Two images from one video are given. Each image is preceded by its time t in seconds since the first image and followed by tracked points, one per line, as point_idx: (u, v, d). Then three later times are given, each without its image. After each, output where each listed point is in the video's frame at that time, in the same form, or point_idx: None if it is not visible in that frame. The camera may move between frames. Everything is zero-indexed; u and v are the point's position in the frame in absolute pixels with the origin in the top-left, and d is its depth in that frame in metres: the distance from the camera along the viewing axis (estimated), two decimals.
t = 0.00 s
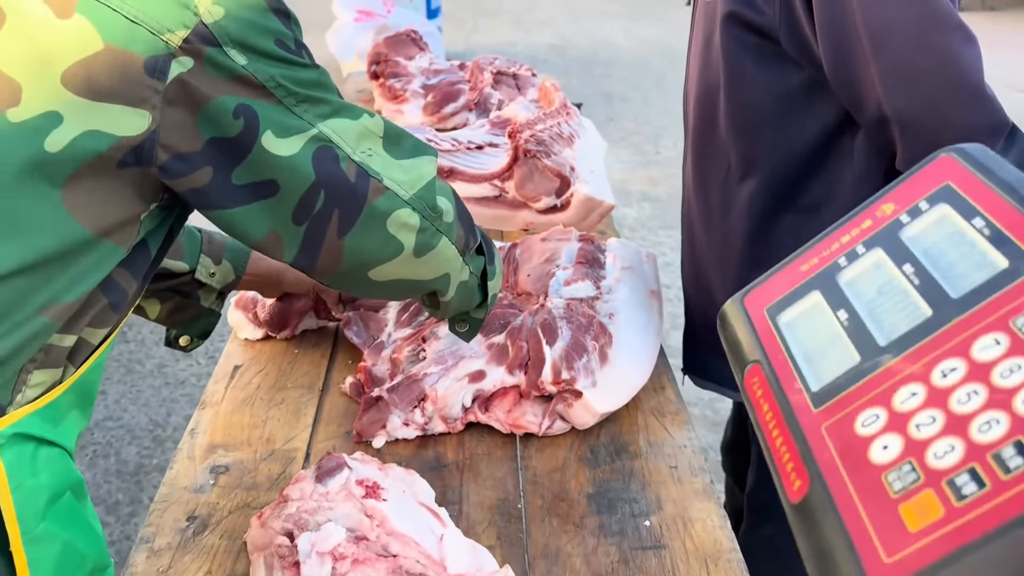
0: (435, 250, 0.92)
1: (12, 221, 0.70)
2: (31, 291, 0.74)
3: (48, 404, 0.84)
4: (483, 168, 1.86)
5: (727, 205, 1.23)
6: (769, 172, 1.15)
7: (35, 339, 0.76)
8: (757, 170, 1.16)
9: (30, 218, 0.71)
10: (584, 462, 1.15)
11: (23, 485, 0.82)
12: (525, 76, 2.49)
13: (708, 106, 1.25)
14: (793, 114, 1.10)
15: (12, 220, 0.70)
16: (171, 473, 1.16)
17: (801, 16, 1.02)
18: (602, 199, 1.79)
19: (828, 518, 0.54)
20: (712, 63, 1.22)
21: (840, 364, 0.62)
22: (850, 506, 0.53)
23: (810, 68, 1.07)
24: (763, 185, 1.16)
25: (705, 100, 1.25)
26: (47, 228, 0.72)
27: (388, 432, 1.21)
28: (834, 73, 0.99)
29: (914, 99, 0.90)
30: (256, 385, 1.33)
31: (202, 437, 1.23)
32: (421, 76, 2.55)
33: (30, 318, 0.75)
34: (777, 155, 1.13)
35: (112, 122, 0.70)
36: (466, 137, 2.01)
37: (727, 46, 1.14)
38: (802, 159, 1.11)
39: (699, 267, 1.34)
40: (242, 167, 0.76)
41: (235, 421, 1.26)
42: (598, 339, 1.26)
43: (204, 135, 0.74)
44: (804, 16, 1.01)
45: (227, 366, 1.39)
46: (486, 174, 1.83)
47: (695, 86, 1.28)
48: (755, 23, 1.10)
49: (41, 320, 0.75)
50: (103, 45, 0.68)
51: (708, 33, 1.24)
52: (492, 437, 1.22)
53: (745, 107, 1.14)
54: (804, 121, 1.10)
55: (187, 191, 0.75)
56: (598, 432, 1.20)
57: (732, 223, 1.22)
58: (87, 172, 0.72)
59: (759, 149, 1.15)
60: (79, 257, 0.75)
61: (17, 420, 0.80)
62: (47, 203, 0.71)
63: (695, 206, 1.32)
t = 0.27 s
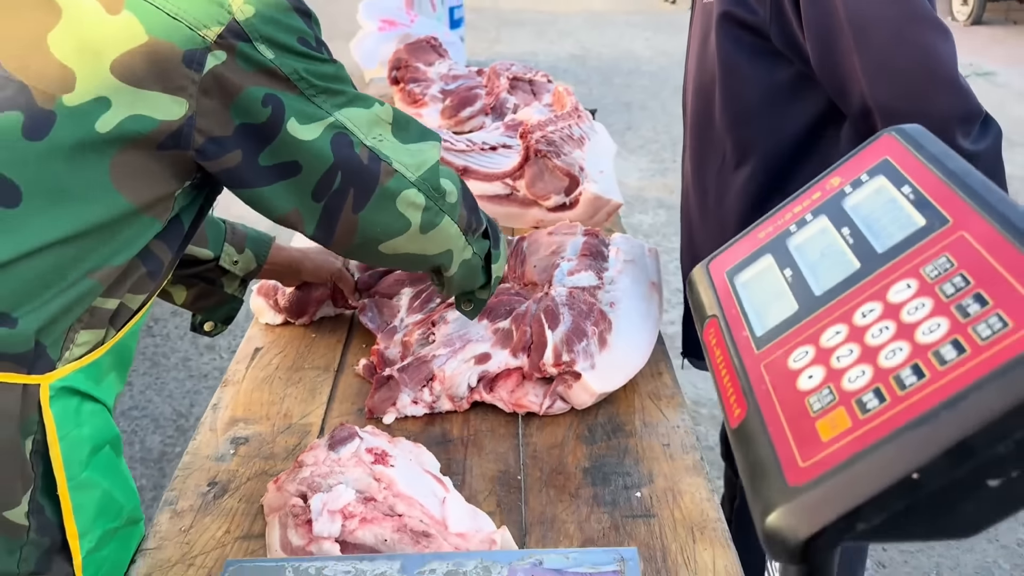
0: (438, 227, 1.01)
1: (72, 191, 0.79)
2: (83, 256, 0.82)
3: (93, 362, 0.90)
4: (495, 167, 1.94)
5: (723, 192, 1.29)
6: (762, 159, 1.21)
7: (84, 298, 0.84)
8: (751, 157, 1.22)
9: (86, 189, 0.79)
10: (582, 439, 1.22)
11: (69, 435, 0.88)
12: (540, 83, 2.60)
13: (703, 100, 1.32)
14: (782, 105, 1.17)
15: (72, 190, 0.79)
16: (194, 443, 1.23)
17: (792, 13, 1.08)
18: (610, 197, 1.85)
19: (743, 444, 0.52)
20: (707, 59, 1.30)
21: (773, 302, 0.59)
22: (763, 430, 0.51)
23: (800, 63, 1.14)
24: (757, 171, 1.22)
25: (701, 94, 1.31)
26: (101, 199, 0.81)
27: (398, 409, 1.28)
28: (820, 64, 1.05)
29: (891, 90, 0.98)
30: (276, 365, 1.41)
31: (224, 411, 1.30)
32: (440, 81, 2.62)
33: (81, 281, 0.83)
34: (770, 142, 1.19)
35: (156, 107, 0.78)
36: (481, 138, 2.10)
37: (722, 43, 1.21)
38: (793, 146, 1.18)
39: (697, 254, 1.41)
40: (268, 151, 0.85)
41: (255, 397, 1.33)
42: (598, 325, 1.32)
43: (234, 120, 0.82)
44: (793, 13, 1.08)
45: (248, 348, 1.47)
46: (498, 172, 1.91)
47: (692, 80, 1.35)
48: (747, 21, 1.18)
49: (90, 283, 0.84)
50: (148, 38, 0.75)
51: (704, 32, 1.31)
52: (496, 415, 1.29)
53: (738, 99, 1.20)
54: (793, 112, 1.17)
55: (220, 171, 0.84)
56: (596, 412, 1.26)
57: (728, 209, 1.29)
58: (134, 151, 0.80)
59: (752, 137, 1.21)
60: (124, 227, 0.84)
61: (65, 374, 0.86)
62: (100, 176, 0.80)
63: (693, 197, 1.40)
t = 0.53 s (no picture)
0: (445, 201, 1.14)
1: (127, 184, 0.88)
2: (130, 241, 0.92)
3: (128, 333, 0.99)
4: (503, 167, 2.00)
5: (722, 186, 1.35)
6: (759, 154, 1.26)
7: (124, 273, 0.93)
8: (748, 152, 1.28)
9: (139, 182, 0.89)
10: (582, 421, 1.28)
11: (107, 398, 0.96)
12: (551, 87, 2.66)
13: (701, 98, 1.38)
14: (778, 102, 1.23)
15: (127, 184, 0.88)
16: (213, 422, 1.29)
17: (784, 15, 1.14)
18: (616, 196, 1.91)
19: (704, 396, 0.54)
20: (706, 58, 1.35)
21: (740, 268, 0.61)
22: (720, 380, 0.53)
23: (792, 62, 1.20)
24: (754, 166, 1.28)
25: (701, 91, 1.37)
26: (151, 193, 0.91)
27: (408, 391, 1.33)
28: (811, 64, 1.09)
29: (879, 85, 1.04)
30: (292, 350, 1.48)
31: (242, 392, 1.37)
32: (454, 85, 2.70)
33: (126, 262, 0.93)
34: (766, 138, 1.25)
35: (207, 112, 0.88)
36: (492, 139, 2.16)
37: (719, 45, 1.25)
38: (790, 140, 1.24)
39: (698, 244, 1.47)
40: (304, 147, 0.97)
41: (271, 380, 1.40)
42: (600, 314, 1.38)
43: (274, 123, 0.93)
44: (785, 14, 1.13)
45: (265, 335, 1.53)
46: (507, 172, 1.98)
47: (692, 79, 1.41)
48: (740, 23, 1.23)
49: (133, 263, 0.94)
50: (204, 51, 0.85)
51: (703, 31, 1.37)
52: (500, 399, 1.34)
53: (734, 97, 1.26)
54: (788, 108, 1.23)
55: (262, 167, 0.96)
56: (597, 397, 1.32)
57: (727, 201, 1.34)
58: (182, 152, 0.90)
59: (749, 133, 1.26)
60: (165, 216, 0.94)
61: (104, 341, 0.94)
62: (152, 172, 0.89)
63: (692, 190, 1.46)
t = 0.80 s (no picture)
0: (422, 211, 1.08)
1: (119, 141, 0.93)
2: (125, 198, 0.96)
3: (131, 292, 1.04)
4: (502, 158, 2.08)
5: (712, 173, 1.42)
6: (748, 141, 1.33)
7: (125, 235, 0.98)
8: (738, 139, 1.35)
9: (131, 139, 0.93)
10: (572, 393, 1.35)
11: (109, 353, 1.00)
12: (553, 86, 2.75)
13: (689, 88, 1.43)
14: (764, 90, 1.30)
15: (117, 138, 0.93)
16: (223, 390, 1.37)
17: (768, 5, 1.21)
18: (612, 186, 1.99)
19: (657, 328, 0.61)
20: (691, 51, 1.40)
21: (696, 223, 0.67)
22: (672, 313, 0.60)
23: (778, 51, 1.27)
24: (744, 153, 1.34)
25: (686, 83, 1.42)
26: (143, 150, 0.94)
27: (407, 364, 1.41)
28: (795, 50, 1.15)
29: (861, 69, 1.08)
30: (298, 328, 1.55)
31: (250, 364, 1.45)
32: (459, 83, 2.76)
33: (123, 219, 0.97)
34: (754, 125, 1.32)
35: (180, 65, 0.90)
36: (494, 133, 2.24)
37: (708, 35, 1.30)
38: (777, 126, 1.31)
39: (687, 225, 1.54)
40: (258, 111, 0.94)
41: (278, 354, 1.48)
42: (590, 293, 1.45)
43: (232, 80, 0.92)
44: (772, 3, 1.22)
45: (273, 314, 1.61)
46: (507, 164, 2.04)
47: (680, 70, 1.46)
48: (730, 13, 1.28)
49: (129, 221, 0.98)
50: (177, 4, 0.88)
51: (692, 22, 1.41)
52: (494, 372, 1.42)
53: (723, 87, 1.32)
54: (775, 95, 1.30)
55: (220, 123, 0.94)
56: (587, 370, 1.39)
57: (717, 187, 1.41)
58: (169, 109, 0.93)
59: (738, 121, 1.33)
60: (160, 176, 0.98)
61: (106, 299, 0.99)
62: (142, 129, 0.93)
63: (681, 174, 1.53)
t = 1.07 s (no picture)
0: (349, 189, 1.12)
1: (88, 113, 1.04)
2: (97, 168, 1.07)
3: (118, 257, 1.16)
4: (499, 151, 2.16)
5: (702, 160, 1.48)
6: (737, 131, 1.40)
7: (99, 204, 1.10)
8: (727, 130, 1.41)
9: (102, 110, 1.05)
10: (557, 365, 1.43)
11: (93, 312, 1.13)
12: (550, 83, 2.84)
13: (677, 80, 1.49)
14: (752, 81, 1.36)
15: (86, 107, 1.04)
16: (229, 362, 1.46)
17: None
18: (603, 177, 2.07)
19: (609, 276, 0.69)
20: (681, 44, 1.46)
21: (650, 189, 0.75)
22: (622, 263, 0.68)
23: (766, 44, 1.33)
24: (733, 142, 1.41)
25: (676, 73, 1.48)
26: (110, 121, 1.06)
27: (402, 340, 1.49)
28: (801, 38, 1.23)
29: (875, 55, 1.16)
30: (299, 306, 1.64)
31: (254, 339, 1.53)
32: (458, 81, 2.86)
33: (95, 186, 1.08)
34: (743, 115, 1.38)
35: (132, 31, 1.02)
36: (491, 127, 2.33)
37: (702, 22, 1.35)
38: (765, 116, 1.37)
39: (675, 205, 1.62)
40: (201, 73, 1.02)
41: (280, 330, 1.56)
42: (575, 274, 1.54)
43: (181, 43, 1.02)
44: None
45: (276, 295, 1.69)
46: (502, 155, 2.13)
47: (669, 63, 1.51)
48: None
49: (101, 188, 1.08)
50: None
51: (681, 14, 1.46)
52: (485, 347, 1.50)
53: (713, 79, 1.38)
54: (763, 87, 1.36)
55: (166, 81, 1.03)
56: (572, 346, 1.47)
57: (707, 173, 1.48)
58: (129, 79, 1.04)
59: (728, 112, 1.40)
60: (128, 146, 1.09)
61: (90, 263, 1.12)
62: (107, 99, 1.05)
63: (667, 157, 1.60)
